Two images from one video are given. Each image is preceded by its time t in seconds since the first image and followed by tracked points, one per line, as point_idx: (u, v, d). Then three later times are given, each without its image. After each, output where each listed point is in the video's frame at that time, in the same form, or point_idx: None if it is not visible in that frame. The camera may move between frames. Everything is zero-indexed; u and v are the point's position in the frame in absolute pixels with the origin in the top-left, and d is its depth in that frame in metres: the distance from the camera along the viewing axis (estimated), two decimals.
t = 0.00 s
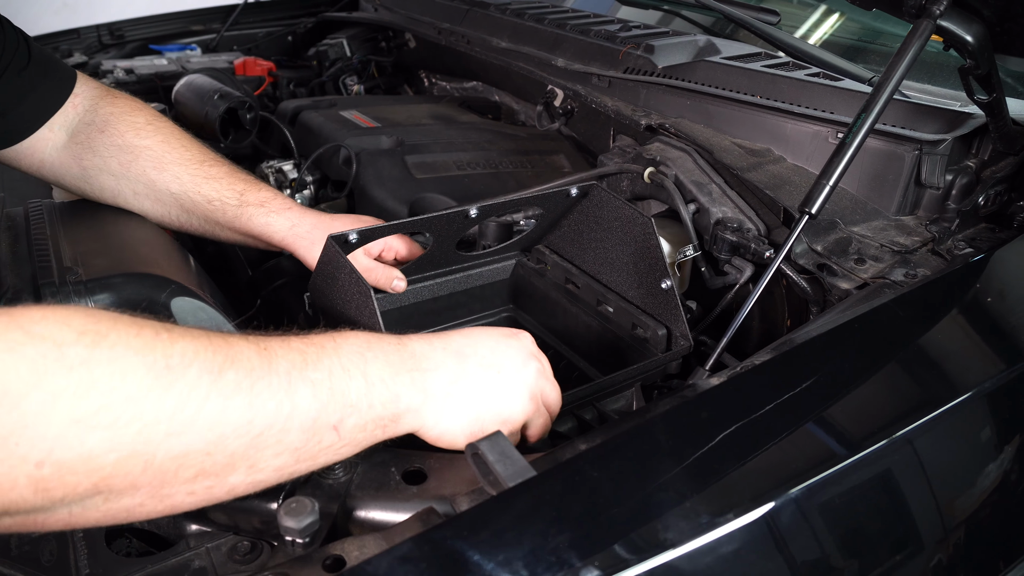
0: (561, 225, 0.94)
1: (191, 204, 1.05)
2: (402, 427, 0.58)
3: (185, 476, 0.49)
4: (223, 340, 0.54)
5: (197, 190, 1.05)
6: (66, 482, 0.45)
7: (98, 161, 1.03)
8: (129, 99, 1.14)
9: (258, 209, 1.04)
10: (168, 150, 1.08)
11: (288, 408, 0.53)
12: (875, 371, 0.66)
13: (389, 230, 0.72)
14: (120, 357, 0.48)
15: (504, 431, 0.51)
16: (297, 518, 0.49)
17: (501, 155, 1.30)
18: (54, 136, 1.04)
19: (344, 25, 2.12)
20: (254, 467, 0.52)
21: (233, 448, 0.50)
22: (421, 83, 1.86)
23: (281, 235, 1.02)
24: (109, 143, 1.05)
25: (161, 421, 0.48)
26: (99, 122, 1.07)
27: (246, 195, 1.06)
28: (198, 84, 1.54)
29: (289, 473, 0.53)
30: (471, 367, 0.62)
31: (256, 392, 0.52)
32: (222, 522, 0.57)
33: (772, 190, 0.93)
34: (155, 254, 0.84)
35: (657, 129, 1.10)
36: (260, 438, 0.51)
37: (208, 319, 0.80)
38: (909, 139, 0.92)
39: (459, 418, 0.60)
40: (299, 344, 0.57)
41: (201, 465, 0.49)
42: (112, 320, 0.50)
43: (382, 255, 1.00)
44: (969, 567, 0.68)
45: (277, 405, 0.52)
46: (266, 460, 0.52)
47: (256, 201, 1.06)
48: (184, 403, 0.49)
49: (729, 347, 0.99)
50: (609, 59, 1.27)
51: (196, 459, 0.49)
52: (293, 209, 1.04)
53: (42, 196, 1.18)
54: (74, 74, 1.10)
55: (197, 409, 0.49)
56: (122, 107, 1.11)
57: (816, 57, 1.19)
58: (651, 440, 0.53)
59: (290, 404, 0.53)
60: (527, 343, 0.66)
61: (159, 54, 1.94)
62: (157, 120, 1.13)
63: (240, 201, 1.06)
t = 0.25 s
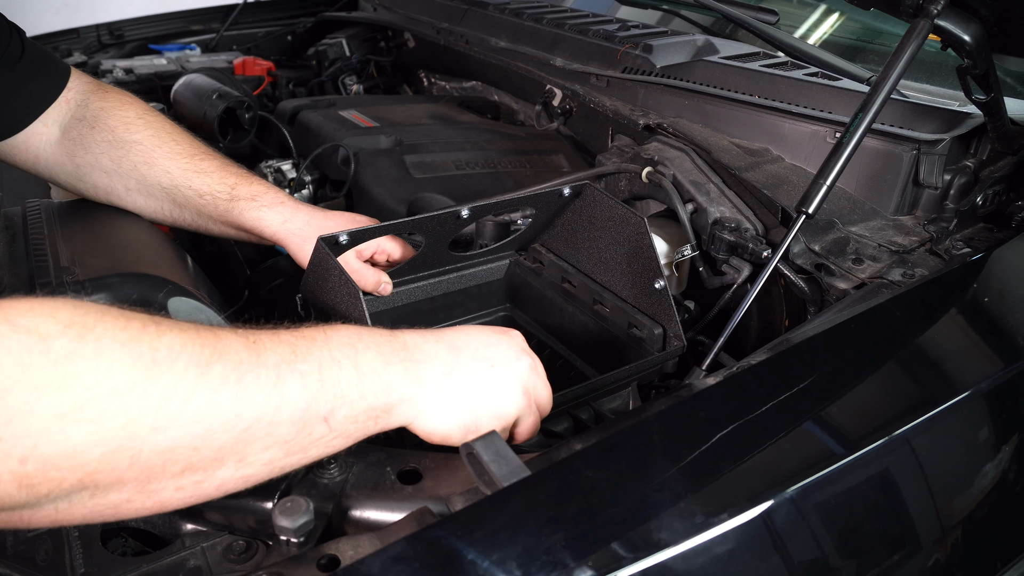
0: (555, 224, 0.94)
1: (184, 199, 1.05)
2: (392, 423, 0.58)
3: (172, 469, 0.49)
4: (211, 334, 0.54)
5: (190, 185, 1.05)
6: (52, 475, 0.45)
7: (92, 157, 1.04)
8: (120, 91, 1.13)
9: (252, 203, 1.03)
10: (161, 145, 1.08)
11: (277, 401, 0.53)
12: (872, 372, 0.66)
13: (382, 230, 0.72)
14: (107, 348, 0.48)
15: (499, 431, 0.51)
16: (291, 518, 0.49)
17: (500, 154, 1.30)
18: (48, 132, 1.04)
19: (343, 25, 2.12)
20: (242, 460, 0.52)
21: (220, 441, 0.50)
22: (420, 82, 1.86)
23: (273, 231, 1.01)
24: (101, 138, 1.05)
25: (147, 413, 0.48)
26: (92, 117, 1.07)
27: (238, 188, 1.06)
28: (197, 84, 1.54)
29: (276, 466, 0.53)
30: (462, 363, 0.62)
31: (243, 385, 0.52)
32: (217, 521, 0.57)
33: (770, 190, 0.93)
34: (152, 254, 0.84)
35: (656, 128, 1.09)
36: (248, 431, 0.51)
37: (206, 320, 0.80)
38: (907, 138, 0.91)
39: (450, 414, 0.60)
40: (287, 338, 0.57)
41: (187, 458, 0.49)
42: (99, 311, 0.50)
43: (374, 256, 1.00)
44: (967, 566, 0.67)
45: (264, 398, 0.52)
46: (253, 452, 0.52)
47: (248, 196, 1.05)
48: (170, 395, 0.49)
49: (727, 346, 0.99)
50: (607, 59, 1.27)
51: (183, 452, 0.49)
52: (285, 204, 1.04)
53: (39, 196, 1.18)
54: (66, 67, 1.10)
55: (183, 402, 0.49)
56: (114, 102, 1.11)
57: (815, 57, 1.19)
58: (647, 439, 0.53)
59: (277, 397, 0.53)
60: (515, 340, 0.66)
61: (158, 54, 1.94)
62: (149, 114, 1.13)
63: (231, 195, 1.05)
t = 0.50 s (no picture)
0: (552, 225, 0.94)
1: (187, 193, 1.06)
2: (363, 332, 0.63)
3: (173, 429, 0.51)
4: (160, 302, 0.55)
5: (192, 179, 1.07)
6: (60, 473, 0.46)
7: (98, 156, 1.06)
8: (124, 91, 1.16)
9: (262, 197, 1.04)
10: (164, 141, 1.10)
11: (242, 353, 0.54)
12: (870, 372, 0.66)
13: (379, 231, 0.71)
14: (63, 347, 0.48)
15: (493, 431, 0.52)
16: (284, 517, 0.49)
17: (498, 154, 1.30)
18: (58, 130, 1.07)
19: (342, 25, 2.12)
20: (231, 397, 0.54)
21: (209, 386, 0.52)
22: (419, 82, 1.86)
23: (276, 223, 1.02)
24: (105, 137, 1.07)
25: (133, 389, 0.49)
26: (98, 117, 1.10)
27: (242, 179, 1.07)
28: (195, 84, 1.54)
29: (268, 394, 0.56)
30: (397, 257, 0.68)
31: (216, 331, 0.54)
32: (210, 518, 0.56)
33: (767, 190, 0.93)
34: (148, 253, 0.84)
35: (653, 128, 1.09)
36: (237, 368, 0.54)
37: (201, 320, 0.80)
38: (904, 138, 0.91)
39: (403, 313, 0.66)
40: (233, 283, 0.59)
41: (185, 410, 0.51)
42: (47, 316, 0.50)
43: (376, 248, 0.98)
44: (963, 566, 0.67)
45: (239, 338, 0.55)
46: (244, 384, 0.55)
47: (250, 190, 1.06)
48: (145, 369, 0.50)
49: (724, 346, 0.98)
50: (605, 59, 1.26)
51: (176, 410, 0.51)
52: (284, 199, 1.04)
53: (36, 196, 1.18)
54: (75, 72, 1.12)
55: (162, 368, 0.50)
56: (119, 101, 1.14)
57: (813, 57, 1.19)
58: (642, 439, 0.53)
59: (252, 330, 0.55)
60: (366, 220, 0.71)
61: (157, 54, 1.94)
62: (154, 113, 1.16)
63: (230, 190, 1.06)
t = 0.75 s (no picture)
0: (547, 225, 0.94)
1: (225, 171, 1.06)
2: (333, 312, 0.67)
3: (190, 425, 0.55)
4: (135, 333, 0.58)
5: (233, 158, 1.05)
6: (94, 497, 0.49)
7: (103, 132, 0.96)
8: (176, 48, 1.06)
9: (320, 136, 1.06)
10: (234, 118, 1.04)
11: (220, 355, 0.59)
12: (866, 372, 0.66)
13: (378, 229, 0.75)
14: (62, 392, 0.50)
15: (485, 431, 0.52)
16: (276, 517, 0.48)
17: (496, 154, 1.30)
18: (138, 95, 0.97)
19: (341, 25, 2.12)
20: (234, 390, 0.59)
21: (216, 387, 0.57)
22: (418, 82, 1.86)
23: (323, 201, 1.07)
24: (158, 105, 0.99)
25: (145, 409, 0.52)
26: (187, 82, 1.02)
27: (307, 111, 1.07)
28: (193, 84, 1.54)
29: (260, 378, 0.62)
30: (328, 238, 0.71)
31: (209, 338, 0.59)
32: (203, 520, 0.56)
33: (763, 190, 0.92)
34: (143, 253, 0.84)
35: (650, 128, 1.09)
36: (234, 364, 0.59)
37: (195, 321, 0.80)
38: (902, 138, 0.91)
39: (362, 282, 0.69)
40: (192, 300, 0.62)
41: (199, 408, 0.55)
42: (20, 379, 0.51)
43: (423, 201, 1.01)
44: (960, 564, 0.67)
45: (230, 338, 0.60)
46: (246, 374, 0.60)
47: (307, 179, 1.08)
48: (149, 390, 0.53)
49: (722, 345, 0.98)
50: (602, 58, 1.26)
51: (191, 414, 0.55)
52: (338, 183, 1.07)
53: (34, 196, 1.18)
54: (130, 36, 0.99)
55: (167, 381, 0.55)
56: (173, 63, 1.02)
57: (810, 57, 1.19)
58: (634, 439, 0.53)
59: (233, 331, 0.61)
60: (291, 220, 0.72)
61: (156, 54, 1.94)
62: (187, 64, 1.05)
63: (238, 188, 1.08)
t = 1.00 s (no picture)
0: (545, 224, 0.93)
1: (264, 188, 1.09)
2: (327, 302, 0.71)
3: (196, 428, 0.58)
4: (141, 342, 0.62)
5: (266, 173, 1.09)
6: (106, 506, 0.51)
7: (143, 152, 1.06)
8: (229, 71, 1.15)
9: (428, 172, 1.07)
10: (266, 133, 1.10)
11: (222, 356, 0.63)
12: (864, 372, 0.66)
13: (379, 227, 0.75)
14: (74, 403, 0.53)
15: (480, 431, 0.51)
16: (272, 517, 0.48)
17: (495, 153, 1.30)
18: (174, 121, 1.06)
19: (341, 24, 2.12)
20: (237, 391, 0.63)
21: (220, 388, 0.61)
22: (418, 82, 1.86)
23: (368, 210, 1.08)
24: (192, 133, 1.07)
25: (152, 417, 0.56)
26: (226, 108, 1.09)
27: (417, 166, 1.08)
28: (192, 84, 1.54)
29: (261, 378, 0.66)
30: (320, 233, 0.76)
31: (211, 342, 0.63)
32: (199, 519, 0.56)
33: (762, 190, 0.92)
34: (141, 252, 0.84)
35: (649, 128, 1.09)
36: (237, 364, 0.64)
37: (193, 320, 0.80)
38: (901, 138, 0.91)
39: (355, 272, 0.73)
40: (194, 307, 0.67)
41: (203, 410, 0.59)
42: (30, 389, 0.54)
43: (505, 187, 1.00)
44: (958, 565, 0.67)
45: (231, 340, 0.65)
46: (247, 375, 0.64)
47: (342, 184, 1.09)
48: (155, 397, 0.57)
49: (721, 345, 0.98)
50: (601, 58, 1.26)
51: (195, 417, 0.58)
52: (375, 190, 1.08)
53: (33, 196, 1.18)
54: (187, 64, 1.11)
55: (172, 386, 0.58)
56: (208, 90, 1.10)
57: (810, 57, 1.19)
58: (629, 439, 0.53)
59: (234, 330, 0.65)
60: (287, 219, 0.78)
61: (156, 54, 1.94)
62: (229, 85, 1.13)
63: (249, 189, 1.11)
